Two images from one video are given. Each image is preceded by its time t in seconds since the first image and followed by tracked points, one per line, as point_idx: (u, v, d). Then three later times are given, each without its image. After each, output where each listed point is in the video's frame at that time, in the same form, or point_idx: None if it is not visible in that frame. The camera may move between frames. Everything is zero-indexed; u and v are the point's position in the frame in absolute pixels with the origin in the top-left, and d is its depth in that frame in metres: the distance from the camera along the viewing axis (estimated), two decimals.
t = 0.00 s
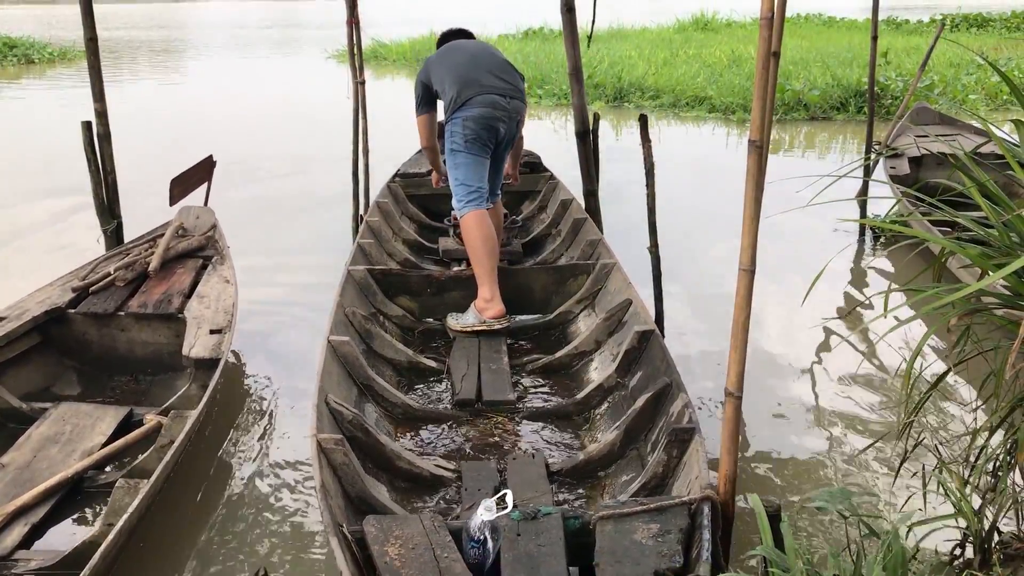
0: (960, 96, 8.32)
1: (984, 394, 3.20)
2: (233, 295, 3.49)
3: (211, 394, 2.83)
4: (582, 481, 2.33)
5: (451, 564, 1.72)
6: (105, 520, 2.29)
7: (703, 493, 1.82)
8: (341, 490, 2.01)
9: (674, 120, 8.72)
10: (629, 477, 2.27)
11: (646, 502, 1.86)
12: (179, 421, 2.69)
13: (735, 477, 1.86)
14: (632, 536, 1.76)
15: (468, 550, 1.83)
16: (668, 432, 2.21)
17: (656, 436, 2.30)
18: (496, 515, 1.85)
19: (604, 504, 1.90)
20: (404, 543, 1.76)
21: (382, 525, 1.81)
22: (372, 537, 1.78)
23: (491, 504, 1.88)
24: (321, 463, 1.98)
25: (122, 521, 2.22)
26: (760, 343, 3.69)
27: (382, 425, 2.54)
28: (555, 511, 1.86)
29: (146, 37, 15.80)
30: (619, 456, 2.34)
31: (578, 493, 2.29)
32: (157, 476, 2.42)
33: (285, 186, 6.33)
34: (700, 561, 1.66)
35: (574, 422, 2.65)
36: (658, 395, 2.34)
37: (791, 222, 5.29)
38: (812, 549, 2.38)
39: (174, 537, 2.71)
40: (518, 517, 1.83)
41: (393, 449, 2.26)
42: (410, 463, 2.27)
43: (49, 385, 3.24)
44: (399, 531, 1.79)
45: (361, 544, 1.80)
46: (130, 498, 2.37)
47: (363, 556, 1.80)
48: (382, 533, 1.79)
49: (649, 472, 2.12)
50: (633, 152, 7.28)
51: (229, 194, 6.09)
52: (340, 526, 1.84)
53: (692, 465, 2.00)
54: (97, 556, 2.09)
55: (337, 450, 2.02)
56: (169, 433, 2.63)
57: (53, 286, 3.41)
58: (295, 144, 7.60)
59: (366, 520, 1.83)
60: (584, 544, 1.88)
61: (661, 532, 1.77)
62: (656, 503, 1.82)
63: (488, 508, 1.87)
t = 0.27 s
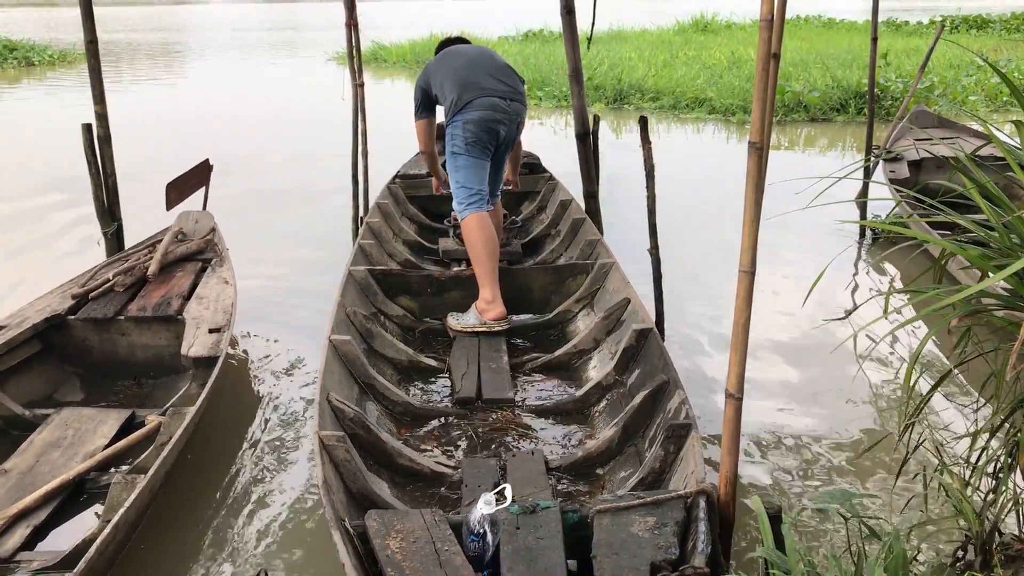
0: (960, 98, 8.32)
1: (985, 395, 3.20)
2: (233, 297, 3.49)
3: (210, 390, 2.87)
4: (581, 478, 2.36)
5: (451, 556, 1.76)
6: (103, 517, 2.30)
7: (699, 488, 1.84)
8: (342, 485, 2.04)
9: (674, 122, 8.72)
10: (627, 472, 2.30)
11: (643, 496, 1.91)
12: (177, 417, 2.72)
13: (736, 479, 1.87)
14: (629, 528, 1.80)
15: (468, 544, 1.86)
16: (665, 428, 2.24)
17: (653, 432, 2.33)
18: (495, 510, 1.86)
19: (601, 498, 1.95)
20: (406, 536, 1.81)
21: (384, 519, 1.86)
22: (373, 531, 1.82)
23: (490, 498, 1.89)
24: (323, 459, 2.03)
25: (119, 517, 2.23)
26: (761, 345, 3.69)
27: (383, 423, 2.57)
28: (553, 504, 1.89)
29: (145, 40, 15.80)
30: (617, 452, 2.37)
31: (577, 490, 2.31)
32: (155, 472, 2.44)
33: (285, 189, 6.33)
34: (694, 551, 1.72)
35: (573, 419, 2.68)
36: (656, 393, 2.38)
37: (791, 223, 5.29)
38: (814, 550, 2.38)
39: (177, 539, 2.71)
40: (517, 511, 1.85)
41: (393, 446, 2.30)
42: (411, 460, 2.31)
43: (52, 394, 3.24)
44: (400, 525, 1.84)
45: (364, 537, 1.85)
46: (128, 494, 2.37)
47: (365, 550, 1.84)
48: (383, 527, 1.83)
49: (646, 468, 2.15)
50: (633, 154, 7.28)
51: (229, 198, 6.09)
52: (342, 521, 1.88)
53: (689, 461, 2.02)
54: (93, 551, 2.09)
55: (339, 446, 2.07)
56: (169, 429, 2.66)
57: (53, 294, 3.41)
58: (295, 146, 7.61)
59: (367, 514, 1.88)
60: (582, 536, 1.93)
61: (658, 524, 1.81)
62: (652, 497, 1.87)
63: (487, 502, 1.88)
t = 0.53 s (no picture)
0: (960, 100, 8.32)
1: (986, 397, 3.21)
2: (229, 291, 3.49)
3: (207, 382, 2.85)
4: (583, 472, 2.43)
5: (455, 546, 1.82)
6: (101, 513, 2.29)
7: (697, 477, 1.93)
8: (348, 482, 2.10)
9: (675, 124, 8.72)
10: (628, 465, 2.38)
11: (642, 486, 1.97)
12: (175, 411, 2.73)
13: (736, 482, 1.88)
14: (630, 517, 1.87)
15: (471, 534, 1.93)
16: (665, 420, 2.33)
17: (653, 425, 2.41)
18: (497, 499, 1.94)
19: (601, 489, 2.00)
20: (411, 527, 1.86)
21: (388, 511, 1.91)
22: (378, 522, 1.88)
23: (492, 489, 1.97)
24: (328, 455, 2.08)
25: (116, 509, 2.23)
26: (761, 346, 3.70)
27: (388, 421, 2.64)
28: (555, 495, 1.94)
29: (145, 43, 15.80)
30: (618, 445, 2.45)
31: (579, 485, 2.39)
32: (152, 466, 2.43)
33: (286, 191, 6.34)
34: (693, 537, 1.78)
35: (574, 415, 2.77)
36: (655, 386, 2.46)
37: (791, 226, 5.29)
38: (816, 552, 2.38)
39: (179, 538, 2.71)
40: (518, 501, 1.91)
41: (398, 442, 2.36)
42: (415, 456, 2.35)
43: (53, 395, 3.24)
44: (405, 516, 1.89)
45: (369, 529, 1.90)
46: (124, 488, 2.35)
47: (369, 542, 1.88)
48: (388, 519, 1.88)
49: (647, 460, 2.23)
50: (633, 157, 7.29)
51: (230, 200, 6.10)
52: (349, 514, 1.94)
53: (689, 451, 2.11)
54: (88, 543, 2.10)
55: (343, 442, 2.12)
56: (167, 425, 2.66)
57: (53, 296, 3.41)
58: (296, 149, 7.62)
59: (373, 507, 1.93)
60: (583, 526, 1.98)
61: (657, 513, 1.88)
62: (652, 487, 1.93)
63: (489, 493, 1.96)
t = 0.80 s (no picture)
0: (960, 106, 8.34)
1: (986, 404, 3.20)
2: (233, 300, 3.49)
3: (210, 393, 2.85)
4: (584, 472, 2.48)
5: (458, 544, 1.88)
6: (104, 524, 2.30)
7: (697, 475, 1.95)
8: (352, 481, 2.15)
9: (675, 130, 8.73)
10: (628, 465, 2.43)
11: (643, 483, 2.00)
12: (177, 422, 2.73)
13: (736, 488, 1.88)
14: (630, 514, 1.90)
15: (475, 532, 2.00)
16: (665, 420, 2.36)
17: (653, 425, 2.45)
18: (500, 496, 2.03)
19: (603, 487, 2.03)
20: (414, 525, 1.92)
21: (392, 510, 1.97)
22: (382, 519, 1.94)
23: (495, 488, 2.07)
24: (332, 455, 2.13)
25: (121, 521, 2.23)
26: (761, 352, 3.70)
27: (391, 422, 2.69)
28: (556, 493, 1.98)
29: (147, 48, 15.85)
30: (619, 445, 2.49)
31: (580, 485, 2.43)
32: (155, 478, 2.43)
33: (286, 196, 6.35)
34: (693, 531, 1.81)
35: (575, 416, 2.81)
36: (656, 387, 2.49)
37: (790, 231, 5.30)
38: (815, 558, 2.38)
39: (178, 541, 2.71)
40: (520, 499, 1.96)
41: (400, 444, 2.41)
42: (418, 457, 2.41)
43: (50, 396, 3.23)
44: (408, 515, 1.95)
45: (373, 527, 1.96)
46: (126, 501, 2.38)
47: (374, 540, 1.93)
48: (392, 517, 1.94)
49: (647, 460, 2.27)
50: (633, 162, 7.30)
51: (230, 204, 6.11)
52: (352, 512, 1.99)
53: (688, 450, 2.14)
54: (93, 557, 2.09)
55: (347, 442, 2.17)
56: (169, 435, 2.67)
57: (52, 297, 3.41)
58: (296, 153, 7.63)
59: (376, 505, 1.99)
60: (585, 524, 2.01)
61: (657, 509, 1.91)
62: (651, 484, 1.96)
63: (492, 491, 2.05)
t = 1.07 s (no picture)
0: (960, 116, 8.35)
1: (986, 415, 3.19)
2: (234, 310, 3.49)
3: (210, 405, 2.85)
4: (581, 479, 2.48)
5: (459, 544, 1.90)
6: (102, 535, 2.30)
7: (696, 481, 1.97)
8: (353, 480, 2.17)
9: (675, 139, 8.75)
10: (626, 472, 2.44)
11: (643, 488, 2.01)
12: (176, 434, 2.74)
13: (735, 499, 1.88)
14: (629, 518, 1.91)
15: (476, 533, 2.02)
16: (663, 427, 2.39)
17: (651, 433, 2.48)
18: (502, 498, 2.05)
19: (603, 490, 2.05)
20: (415, 525, 1.95)
21: (394, 510, 2.00)
22: (385, 518, 1.97)
23: (496, 489, 2.08)
24: (334, 454, 2.15)
25: (120, 532, 2.22)
26: (760, 361, 3.70)
27: (390, 424, 2.71)
28: (557, 496, 2.01)
29: (151, 55, 15.92)
30: (617, 452, 2.50)
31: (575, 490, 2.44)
32: (153, 489, 2.44)
33: (287, 203, 6.37)
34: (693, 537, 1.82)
35: (573, 422, 2.82)
36: (654, 394, 2.53)
37: (790, 240, 5.31)
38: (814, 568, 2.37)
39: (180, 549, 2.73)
40: (521, 501, 1.98)
41: (401, 445, 2.42)
42: (418, 459, 2.42)
43: (49, 404, 3.23)
44: (410, 514, 1.98)
45: (376, 526, 2.01)
46: (124, 512, 2.39)
47: (377, 536, 2.00)
48: (394, 515, 1.98)
49: (645, 465, 2.28)
50: (634, 171, 7.31)
51: (231, 211, 6.13)
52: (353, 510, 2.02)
53: (687, 457, 2.16)
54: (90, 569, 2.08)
55: (350, 442, 2.19)
56: (168, 446, 2.67)
57: (53, 306, 3.41)
58: (297, 161, 7.66)
59: (379, 504, 2.02)
60: (584, 527, 2.03)
61: (656, 514, 1.92)
62: (651, 488, 1.98)
63: (494, 493, 2.07)
